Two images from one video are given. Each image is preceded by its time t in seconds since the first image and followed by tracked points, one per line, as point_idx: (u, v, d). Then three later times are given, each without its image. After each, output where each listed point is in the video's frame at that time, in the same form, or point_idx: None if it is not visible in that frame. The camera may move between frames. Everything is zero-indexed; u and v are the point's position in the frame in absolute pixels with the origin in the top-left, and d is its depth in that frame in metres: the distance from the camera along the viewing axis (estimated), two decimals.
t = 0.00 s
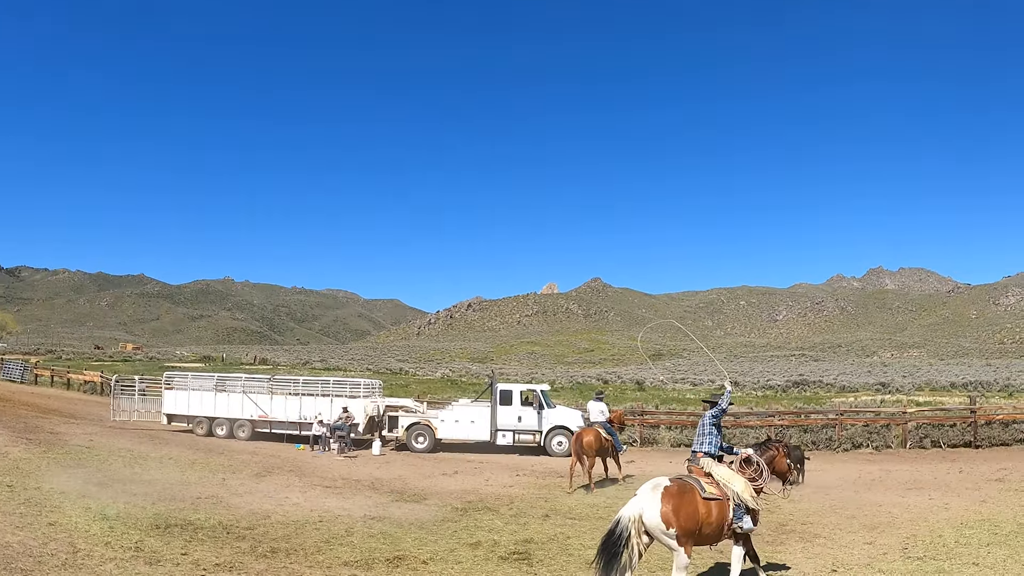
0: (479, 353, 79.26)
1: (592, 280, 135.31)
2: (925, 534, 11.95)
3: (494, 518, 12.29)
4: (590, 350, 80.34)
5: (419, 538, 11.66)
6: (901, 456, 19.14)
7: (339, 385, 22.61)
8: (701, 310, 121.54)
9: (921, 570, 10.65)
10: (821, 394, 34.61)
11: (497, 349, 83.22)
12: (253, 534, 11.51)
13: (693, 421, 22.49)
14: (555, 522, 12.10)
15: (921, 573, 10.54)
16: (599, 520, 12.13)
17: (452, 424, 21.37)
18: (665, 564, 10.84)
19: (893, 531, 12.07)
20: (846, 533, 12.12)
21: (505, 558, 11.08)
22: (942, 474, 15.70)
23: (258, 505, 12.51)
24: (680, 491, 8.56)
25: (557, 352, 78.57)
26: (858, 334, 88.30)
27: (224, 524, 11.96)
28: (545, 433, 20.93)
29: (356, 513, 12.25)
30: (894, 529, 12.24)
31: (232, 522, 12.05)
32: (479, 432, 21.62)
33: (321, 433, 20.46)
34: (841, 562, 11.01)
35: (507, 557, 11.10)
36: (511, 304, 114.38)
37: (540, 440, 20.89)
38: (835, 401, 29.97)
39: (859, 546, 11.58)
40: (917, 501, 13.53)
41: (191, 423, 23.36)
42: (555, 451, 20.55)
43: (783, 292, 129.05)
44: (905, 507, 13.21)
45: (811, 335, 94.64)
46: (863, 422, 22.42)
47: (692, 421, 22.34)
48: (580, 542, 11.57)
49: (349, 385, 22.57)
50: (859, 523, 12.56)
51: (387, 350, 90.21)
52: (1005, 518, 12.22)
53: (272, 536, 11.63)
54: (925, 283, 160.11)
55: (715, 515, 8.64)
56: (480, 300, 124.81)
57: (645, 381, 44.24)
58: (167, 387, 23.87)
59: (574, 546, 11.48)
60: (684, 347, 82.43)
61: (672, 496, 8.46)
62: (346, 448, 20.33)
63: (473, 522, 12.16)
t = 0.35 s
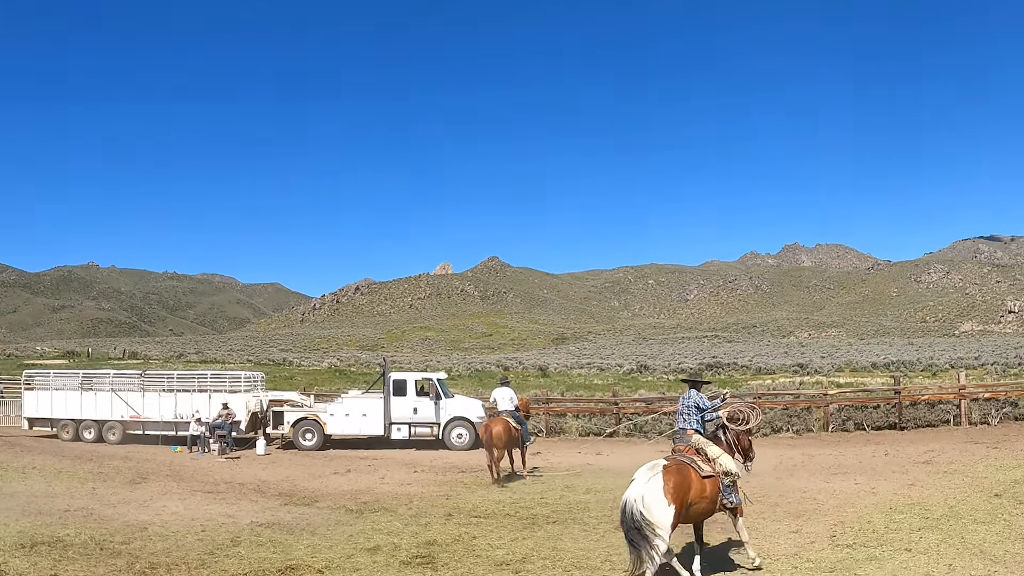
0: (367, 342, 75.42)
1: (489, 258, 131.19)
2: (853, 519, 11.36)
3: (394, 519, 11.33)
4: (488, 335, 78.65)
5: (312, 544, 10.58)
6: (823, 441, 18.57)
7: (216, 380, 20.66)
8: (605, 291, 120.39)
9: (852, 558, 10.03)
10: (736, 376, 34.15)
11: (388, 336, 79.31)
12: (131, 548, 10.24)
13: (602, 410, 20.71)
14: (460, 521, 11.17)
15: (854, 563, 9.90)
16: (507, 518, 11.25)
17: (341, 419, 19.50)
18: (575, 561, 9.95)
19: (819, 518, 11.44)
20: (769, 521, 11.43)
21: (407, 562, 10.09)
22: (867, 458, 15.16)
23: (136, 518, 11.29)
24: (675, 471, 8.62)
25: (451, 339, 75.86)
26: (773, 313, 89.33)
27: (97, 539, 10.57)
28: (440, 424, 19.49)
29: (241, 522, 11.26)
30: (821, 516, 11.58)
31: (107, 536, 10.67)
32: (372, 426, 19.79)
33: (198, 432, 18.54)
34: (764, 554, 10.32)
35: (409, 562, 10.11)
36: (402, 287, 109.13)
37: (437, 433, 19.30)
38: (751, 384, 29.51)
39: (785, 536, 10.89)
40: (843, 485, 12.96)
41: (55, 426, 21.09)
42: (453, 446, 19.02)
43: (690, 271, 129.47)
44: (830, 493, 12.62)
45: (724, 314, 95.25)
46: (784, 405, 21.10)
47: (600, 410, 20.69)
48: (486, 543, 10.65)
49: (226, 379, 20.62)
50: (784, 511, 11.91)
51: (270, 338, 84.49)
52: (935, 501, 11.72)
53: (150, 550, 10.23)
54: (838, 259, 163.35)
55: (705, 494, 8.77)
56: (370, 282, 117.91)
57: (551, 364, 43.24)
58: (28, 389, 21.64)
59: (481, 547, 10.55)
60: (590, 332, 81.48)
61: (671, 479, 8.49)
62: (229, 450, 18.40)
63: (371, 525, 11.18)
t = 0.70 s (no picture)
0: (304, 326, 72.67)
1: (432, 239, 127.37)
2: (826, 516, 10.67)
3: (334, 521, 10.48)
4: (430, 320, 76.11)
5: (245, 549, 9.71)
6: (792, 434, 17.87)
7: (140, 370, 18.65)
8: (558, 274, 118.03)
9: (827, 558, 9.33)
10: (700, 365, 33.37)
11: (325, 322, 76.44)
12: (47, 557, 9.29)
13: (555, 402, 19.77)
14: (406, 523, 10.34)
15: (829, 563, 9.21)
16: (457, 519, 10.44)
17: (275, 413, 17.63)
18: (529, 562, 9.13)
19: (790, 516, 10.73)
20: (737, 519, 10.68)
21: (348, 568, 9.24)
22: (839, 452, 14.49)
23: (52, 524, 10.34)
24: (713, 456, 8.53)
25: (395, 324, 73.68)
26: (740, 298, 89.02)
27: (11, 549, 9.55)
28: (383, 418, 17.75)
29: (168, 527, 10.37)
30: (792, 513, 10.87)
31: (22, 544, 9.66)
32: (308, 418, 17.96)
33: (119, 427, 16.78)
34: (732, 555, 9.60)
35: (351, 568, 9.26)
36: (340, 269, 104.93)
37: (379, 427, 17.64)
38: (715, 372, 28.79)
39: (755, 535, 10.16)
40: (814, 481, 12.28)
41: None
42: (395, 440, 17.52)
43: (648, 253, 127.90)
44: (800, 489, 11.93)
45: (686, 299, 94.51)
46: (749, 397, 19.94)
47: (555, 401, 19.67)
48: (434, 545, 9.84)
49: (150, 369, 18.62)
50: (753, 509, 11.19)
51: (198, 324, 80.66)
52: (911, 497, 11.08)
53: (68, 558, 9.25)
54: (805, 246, 163.44)
55: (730, 480, 8.76)
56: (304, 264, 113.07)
57: (507, 352, 42.13)
58: None
59: (428, 551, 9.73)
60: (543, 318, 80.11)
61: (713, 458, 8.42)
62: (155, 444, 16.71)
63: (310, 528, 10.32)
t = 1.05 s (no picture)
0: (290, 325, 71.07)
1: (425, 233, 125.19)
2: (847, 530, 9.96)
3: (317, 533, 9.80)
4: (426, 319, 74.49)
5: (222, 562, 9.05)
6: (807, 442, 17.15)
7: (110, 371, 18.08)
8: (561, 269, 115.19)
9: None
10: (712, 367, 32.40)
11: (313, 319, 74.71)
12: (9, 572, 8.63)
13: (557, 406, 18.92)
14: (395, 536, 9.69)
15: None
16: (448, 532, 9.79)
17: (256, 418, 16.84)
18: None
19: (805, 530, 10.04)
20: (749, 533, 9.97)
21: None
22: (858, 462, 13.77)
23: (15, 535, 9.69)
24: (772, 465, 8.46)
25: (387, 323, 72.11)
26: (754, 295, 87.54)
27: None
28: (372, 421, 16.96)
29: (139, 539, 9.71)
30: (808, 527, 10.19)
31: None
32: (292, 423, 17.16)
33: (89, 432, 16.15)
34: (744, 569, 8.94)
35: None
36: (330, 263, 102.49)
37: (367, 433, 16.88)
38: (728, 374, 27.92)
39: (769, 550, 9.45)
40: (831, 492, 11.56)
41: None
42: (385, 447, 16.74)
43: (655, 246, 125.92)
44: (817, 501, 11.22)
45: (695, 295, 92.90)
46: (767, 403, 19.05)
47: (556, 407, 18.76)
48: (423, 560, 9.17)
49: (121, 370, 18.05)
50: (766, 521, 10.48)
51: (180, 320, 78.62)
52: (936, 510, 10.37)
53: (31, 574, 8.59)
54: (824, 244, 160.80)
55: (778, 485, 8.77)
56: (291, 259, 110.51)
57: (509, 353, 41.09)
58: None
59: (417, 566, 9.08)
60: (545, 315, 78.58)
61: (768, 464, 8.33)
62: (127, 450, 16.11)
63: (291, 541, 9.66)
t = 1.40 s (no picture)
0: (243, 297, 68.82)
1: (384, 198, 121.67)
2: (832, 510, 9.53)
3: (274, 518, 9.28)
4: (387, 289, 72.29)
5: (173, 550, 8.49)
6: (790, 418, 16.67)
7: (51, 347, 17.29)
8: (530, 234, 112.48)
9: (833, 560, 8.31)
10: (690, 340, 31.68)
11: (268, 291, 72.27)
12: None
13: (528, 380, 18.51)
14: (357, 519, 9.20)
15: (836, 567, 8.20)
16: (414, 515, 9.31)
17: (207, 394, 16.38)
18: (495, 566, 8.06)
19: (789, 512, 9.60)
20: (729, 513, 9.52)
21: (291, 572, 8.13)
22: (845, 438, 13.30)
23: None
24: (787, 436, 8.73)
25: (345, 293, 69.94)
26: (736, 263, 86.23)
27: None
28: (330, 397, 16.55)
29: (84, 527, 9.11)
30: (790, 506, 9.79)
31: None
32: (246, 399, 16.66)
33: (29, 413, 15.39)
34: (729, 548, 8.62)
35: (294, 573, 8.14)
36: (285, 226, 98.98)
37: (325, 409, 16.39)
38: (707, 347, 27.30)
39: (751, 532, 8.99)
40: (815, 471, 11.10)
41: None
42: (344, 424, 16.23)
43: (631, 211, 123.66)
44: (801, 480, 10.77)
45: (674, 264, 91.14)
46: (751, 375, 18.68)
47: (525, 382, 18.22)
48: (387, 545, 8.68)
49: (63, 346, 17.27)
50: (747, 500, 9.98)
51: (126, 292, 75.56)
52: (926, 490, 9.93)
53: None
54: (811, 207, 159.00)
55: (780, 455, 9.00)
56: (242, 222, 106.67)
57: (476, 325, 40.04)
58: None
59: (381, 551, 8.60)
60: (516, 286, 76.68)
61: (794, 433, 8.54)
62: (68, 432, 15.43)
63: (246, 527, 9.10)
